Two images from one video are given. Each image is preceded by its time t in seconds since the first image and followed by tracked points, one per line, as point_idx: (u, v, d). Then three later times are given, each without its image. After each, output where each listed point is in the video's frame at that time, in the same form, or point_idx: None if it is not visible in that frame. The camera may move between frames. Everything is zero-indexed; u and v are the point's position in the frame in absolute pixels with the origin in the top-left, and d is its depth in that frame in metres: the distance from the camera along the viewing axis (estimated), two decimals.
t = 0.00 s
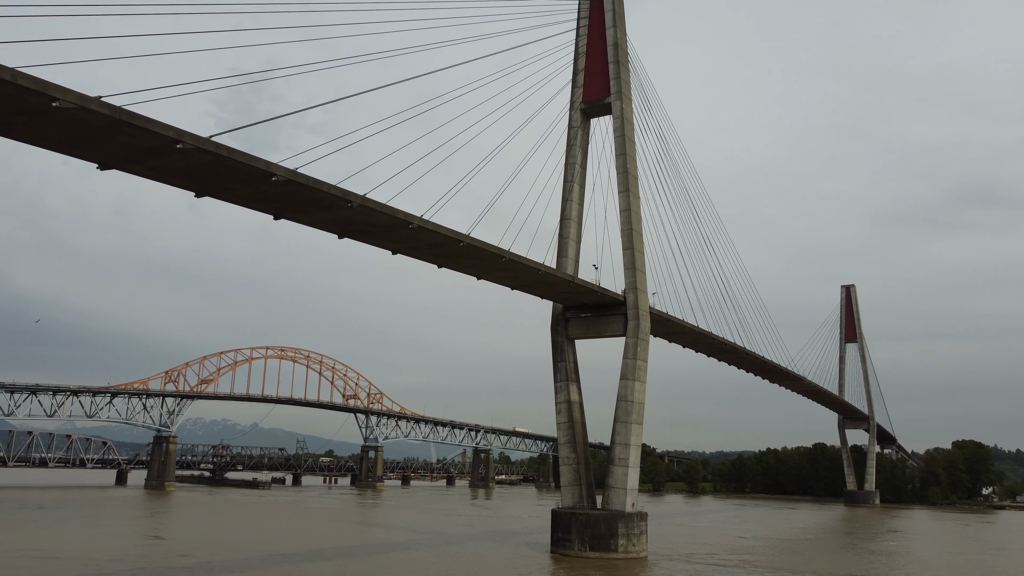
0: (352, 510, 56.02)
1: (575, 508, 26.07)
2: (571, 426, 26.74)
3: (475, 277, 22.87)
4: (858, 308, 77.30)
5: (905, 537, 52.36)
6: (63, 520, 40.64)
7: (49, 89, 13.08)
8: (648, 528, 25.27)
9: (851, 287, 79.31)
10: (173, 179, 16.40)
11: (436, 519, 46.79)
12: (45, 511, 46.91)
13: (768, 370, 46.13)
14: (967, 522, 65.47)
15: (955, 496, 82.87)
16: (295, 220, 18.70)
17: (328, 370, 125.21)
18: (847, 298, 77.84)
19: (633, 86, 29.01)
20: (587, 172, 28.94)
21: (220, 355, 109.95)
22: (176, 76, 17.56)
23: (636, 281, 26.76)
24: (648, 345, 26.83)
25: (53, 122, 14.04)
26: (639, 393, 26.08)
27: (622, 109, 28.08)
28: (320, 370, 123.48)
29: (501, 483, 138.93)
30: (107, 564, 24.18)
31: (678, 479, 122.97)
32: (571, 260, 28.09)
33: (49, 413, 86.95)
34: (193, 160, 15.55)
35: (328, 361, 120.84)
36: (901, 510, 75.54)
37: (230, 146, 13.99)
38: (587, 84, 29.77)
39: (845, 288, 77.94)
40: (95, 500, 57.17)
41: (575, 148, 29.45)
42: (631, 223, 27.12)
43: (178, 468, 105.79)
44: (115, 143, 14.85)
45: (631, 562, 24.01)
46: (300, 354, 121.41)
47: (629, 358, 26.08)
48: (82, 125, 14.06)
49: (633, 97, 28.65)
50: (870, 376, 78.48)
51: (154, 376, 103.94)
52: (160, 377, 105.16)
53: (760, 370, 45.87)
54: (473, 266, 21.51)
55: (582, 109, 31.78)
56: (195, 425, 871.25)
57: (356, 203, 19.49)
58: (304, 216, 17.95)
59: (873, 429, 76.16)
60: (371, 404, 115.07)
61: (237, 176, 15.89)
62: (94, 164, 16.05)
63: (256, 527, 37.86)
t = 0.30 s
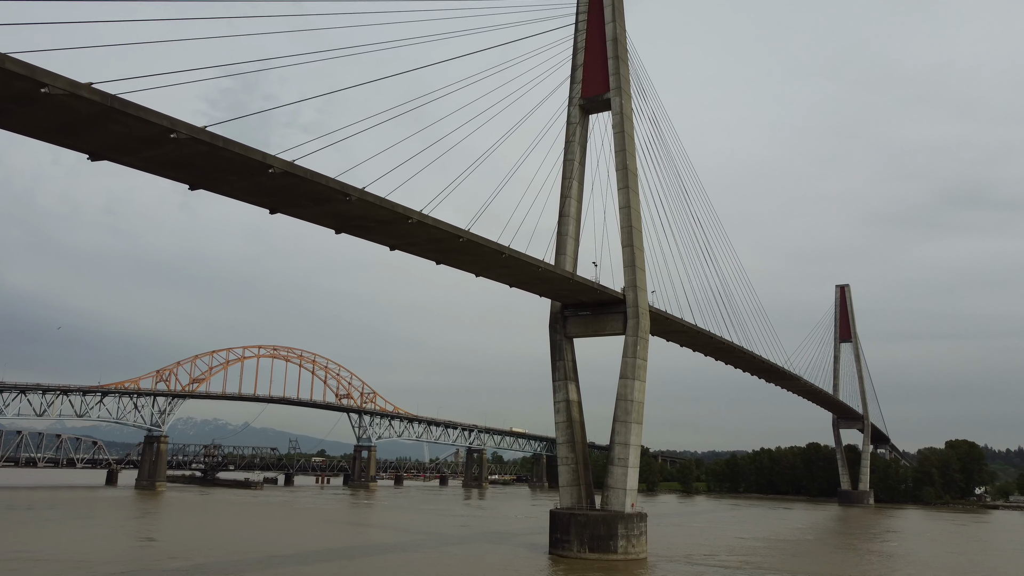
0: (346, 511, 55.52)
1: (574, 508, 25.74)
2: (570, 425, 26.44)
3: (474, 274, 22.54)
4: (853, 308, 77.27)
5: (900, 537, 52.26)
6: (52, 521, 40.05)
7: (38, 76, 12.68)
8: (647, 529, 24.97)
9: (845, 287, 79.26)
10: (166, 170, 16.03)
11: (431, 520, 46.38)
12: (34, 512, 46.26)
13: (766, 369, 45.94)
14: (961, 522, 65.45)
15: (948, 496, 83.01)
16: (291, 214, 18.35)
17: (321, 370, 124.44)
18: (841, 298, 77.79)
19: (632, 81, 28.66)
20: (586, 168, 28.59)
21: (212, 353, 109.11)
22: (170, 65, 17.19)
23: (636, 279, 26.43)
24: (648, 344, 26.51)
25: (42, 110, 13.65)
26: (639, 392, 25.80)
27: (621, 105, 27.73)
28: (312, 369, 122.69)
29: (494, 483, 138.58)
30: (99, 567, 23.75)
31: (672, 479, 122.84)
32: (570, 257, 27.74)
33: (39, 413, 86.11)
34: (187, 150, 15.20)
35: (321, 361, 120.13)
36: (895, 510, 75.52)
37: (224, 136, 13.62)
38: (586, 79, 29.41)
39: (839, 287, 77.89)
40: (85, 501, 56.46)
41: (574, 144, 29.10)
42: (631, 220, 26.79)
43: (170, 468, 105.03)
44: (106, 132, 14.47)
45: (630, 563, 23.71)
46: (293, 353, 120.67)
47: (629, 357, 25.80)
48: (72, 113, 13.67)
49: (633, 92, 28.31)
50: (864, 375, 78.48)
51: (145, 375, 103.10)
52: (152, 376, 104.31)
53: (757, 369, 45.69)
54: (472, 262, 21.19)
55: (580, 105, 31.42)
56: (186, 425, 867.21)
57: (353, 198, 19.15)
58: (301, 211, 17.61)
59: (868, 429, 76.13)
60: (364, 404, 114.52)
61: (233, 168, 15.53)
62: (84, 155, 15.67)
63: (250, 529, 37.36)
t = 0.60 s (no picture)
0: (339, 511, 55.02)
1: (573, 509, 25.40)
2: (569, 425, 26.14)
3: (473, 272, 22.26)
4: (847, 308, 77.29)
5: (895, 537, 52.23)
6: (42, 523, 39.43)
7: (27, 60, 12.33)
8: (647, 530, 24.70)
9: (839, 287, 79.25)
10: (159, 161, 15.70)
11: (426, 520, 46.01)
12: (22, 514, 45.58)
13: (762, 369, 45.80)
14: (955, 521, 65.74)
15: (941, 496, 83.17)
16: (287, 208, 18.03)
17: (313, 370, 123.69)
18: (835, 298, 77.81)
19: (631, 77, 28.37)
20: (585, 164, 28.25)
21: (204, 353, 108.22)
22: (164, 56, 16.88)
23: (635, 277, 26.13)
24: (647, 342, 26.24)
25: (30, 97, 13.29)
26: (638, 391, 25.56)
27: (620, 101, 27.42)
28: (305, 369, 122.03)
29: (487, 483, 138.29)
30: (90, 570, 23.27)
31: (665, 479, 122.76)
32: (569, 255, 27.42)
33: (28, 413, 85.21)
34: (180, 140, 14.88)
35: (314, 360, 119.41)
36: (889, 510, 75.57)
37: (219, 124, 13.26)
38: (585, 75, 29.08)
39: (833, 287, 77.90)
40: (76, 501, 55.91)
41: (572, 141, 28.80)
42: (631, 217, 26.48)
43: (160, 468, 104.18)
44: (97, 120, 14.11)
45: (631, 564, 23.40)
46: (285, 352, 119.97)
47: (629, 355, 25.50)
48: (62, 99, 13.30)
49: (632, 88, 28.01)
50: (859, 375, 78.50)
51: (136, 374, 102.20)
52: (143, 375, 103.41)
53: (753, 369, 45.54)
54: (472, 260, 20.93)
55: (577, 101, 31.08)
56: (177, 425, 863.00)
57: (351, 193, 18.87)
58: (297, 205, 17.31)
59: (862, 429, 76.11)
60: (357, 404, 113.86)
61: (228, 159, 15.25)
62: (75, 146, 15.34)
63: (244, 530, 36.88)
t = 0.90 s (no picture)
0: (332, 512, 54.48)
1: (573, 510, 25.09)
2: (568, 424, 25.84)
3: (472, 268, 22.05)
4: (842, 307, 77.29)
5: (891, 536, 52.14)
6: (30, 524, 38.79)
7: (15, 44, 11.98)
8: (647, 530, 24.43)
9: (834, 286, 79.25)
10: (153, 151, 15.41)
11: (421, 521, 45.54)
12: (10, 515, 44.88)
13: (758, 368, 45.65)
14: (949, 520, 65.79)
15: (935, 496, 83.24)
16: (283, 201, 17.82)
17: (306, 369, 122.89)
18: (830, 297, 77.79)
19: (631, 73, 28.07)
20: (584, 161, 27.97)
21: (195, 352, 107.35)
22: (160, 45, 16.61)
23: (636, 275, 25.87)
24: (647, 340, 25.97)
25: (19, 84, 12.93)
26: (638, 390, 25.29)
27: (620, 96, 27.13)
28: (297, 368, 121.24)
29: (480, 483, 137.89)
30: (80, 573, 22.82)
31: (659, 479, 122.71)
32: (568, 253, 27.13)
33: (17, 412, 84.31)
34: (175, 130, 14.65)
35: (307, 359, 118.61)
36: (883, 509, 75.57)
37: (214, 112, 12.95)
38: (585, 71, 28.77)
39: (828, 287, 77.86)
40: (65, 502, 55.19)
41: (571, 137, 28.51)
42: (631, 214, 26.20)
43: (152, 468, 103.39)
44: (89, 107, 13.77)
45: (631, 565, 23.11)
46: (278, 352, 119.17)
47: (629, 354, 25.22)
48: (52, 85, 12.94)
49: (632, 84, 27.72)
50: (853, 374, 78.50)
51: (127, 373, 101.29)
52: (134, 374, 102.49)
53: (749, 368, 45.39)
54: (470, 256, 20.75)
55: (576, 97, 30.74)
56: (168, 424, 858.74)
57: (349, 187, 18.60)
58: (295, 197, 17.06)
59: (856, 429, 76.10)
60: (350, 403, 113.25)
61: (224, 148, 14.98)
62: (66, 136, 15.00)
63: (236, 531, 36.35)
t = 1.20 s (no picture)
0: (326, 512, 53.95)
1: (573, 511, 24.78)
2: (567, 423, 25.57)
3: (471, 265, 21.89)
4: (837, 307, 77.25)
5: (886, 537, 52.10)
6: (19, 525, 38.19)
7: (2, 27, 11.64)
8: (647, 532, 24.12)
9: (829, 286, 79.19)
10: (148, 141, 15.18)
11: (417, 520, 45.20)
12: None
13: (755, 368, 45.51)
14: (943, 521, 65.84)
15: (929, 495, 83.33)
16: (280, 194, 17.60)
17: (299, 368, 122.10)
18: (825, 297, 77.75)
19: (630, 68, 27.80)
20: (584, 157, 27.68)
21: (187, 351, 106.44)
22: (154, 34, 16.32)
23: (636, 273, 25.62)
24: (647, 339, 25.69)
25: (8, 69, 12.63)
26: (639, 388, 25.05)
27: (620, 92, 26.84)
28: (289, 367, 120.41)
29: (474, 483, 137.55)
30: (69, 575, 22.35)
31: (653, 479, 122.65)
32: (567, 251, 26.88)
33: (6, 412, 83.42)
34: (170, 119, 14.39)
35: (300, 358, 117.73)
36: (877, 509, 75.59)
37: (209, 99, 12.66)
38: (584, 66, 28.48)
39: (823, 287, 77.80)
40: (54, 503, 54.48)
41: (571, 133, 28.19)
42: (631, 211, 25.93)
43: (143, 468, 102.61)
44: (82, 95, 13.49)
45: (631, 568, 22.79)
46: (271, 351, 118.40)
47: (628, 353, 24.94)
48: (41, 69, 12.61)
49: (632, 79, 27.42)
50: (848, 374, 78.49)
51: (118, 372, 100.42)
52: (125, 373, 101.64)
53: (745, 367, 45.26)
54: (470, 253, 20.61)
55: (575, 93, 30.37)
56: (159, 424, 855.51)
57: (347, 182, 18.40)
58: (292, 191, 16.87)
59: (851, 429, 76.11)
60: (343, 403, 112.65)
61: (220, 138, 14.76)
62: (58, 125, 14.70)
63: (229, 532, 35.89)
